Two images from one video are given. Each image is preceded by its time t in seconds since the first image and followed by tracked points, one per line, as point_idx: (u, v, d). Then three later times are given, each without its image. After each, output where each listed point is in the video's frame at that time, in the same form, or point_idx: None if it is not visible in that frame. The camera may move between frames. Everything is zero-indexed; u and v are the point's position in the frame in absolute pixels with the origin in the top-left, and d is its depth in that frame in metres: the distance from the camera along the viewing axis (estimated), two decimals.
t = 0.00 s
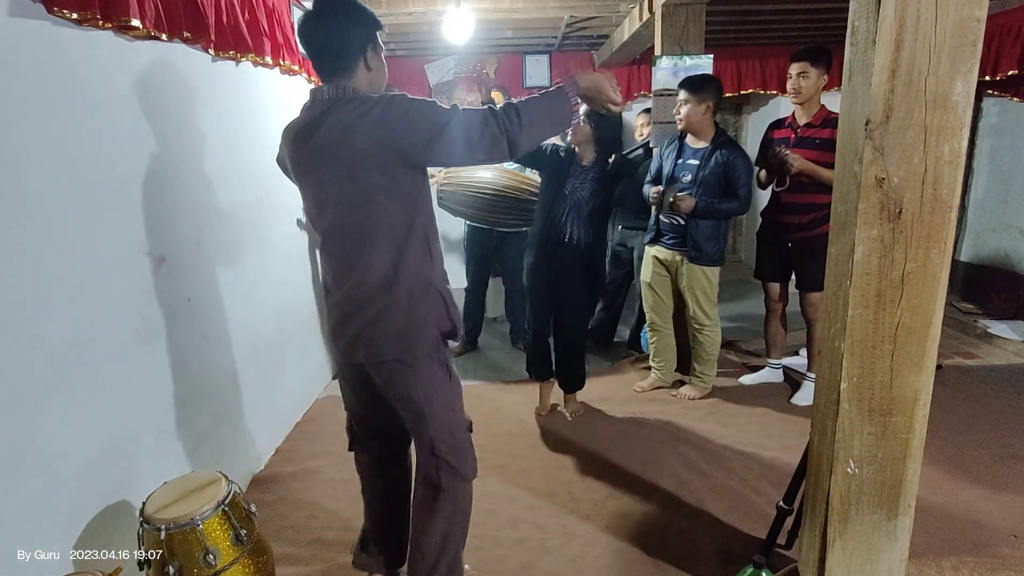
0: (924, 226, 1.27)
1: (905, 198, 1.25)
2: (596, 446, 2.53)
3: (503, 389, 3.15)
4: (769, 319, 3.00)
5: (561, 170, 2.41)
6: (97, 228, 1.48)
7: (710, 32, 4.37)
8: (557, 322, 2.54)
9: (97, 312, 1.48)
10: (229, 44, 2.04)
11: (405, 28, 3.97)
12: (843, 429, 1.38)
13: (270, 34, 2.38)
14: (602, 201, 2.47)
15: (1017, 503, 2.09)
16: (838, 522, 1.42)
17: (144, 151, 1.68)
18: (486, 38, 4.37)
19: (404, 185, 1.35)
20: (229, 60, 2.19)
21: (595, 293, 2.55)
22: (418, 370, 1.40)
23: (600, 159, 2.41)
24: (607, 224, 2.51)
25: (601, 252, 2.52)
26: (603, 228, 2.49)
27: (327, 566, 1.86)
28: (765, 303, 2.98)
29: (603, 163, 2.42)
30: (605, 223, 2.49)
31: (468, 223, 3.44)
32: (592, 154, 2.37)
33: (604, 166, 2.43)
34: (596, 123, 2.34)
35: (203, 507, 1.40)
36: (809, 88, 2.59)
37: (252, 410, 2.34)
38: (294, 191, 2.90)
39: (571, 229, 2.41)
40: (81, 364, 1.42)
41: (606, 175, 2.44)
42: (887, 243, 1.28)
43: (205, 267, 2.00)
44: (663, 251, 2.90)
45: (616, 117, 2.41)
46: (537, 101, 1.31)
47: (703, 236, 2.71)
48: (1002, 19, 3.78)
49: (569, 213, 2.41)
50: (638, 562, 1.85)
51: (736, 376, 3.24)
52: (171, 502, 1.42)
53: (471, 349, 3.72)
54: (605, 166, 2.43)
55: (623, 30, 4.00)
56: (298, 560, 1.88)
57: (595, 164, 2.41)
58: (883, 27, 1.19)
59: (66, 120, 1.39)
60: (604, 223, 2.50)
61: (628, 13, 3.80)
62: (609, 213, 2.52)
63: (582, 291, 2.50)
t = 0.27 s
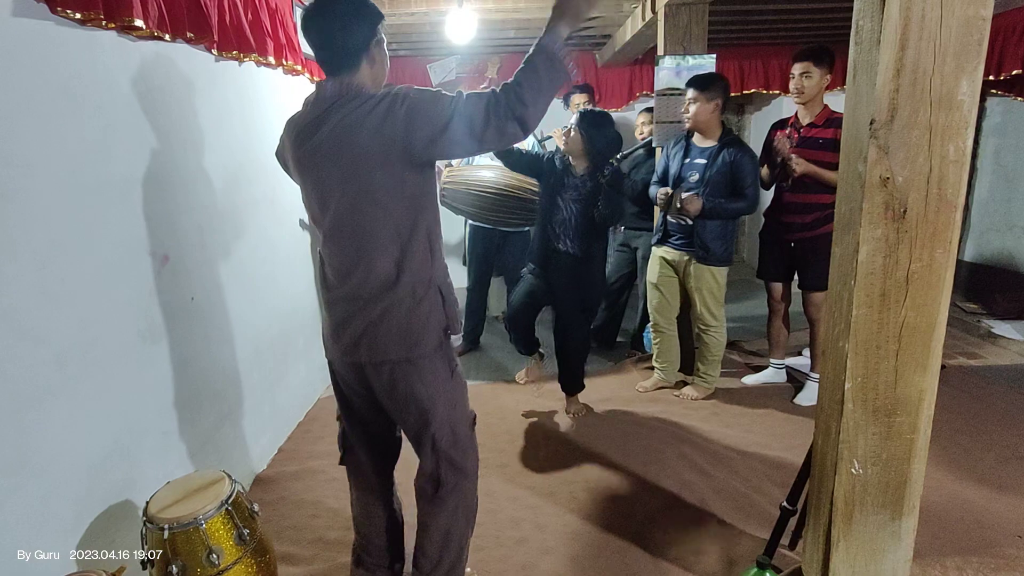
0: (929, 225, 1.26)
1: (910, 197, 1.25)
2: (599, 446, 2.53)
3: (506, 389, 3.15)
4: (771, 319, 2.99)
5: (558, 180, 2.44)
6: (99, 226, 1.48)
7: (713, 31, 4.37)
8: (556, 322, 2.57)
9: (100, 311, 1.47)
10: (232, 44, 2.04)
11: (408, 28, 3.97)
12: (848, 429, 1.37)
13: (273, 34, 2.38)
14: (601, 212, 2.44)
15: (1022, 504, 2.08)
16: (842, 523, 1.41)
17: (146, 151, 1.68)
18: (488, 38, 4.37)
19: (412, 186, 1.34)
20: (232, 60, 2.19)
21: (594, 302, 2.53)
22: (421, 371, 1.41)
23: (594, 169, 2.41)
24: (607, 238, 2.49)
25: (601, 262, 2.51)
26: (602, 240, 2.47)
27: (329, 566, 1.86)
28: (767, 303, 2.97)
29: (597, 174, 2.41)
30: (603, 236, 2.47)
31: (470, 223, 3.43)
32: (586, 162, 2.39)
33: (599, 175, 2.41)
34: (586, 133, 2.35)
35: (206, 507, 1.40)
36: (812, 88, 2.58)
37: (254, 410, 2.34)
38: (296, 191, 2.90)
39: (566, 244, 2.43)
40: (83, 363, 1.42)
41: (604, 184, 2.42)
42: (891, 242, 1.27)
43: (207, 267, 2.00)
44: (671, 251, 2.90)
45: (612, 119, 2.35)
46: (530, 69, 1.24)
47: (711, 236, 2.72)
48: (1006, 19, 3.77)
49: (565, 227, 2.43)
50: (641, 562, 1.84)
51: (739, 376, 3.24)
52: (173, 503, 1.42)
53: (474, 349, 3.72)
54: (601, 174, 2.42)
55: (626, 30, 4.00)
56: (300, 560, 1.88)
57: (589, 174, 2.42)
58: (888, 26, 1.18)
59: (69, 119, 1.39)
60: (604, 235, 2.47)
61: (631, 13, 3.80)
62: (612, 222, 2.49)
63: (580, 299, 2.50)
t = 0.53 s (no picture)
0: (932, 224, 1.26)
1: (913, 196, 1.24)
2: (601, 446, 2.53)
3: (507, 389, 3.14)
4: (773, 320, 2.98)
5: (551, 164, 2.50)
6: (100, 226, 1.48)
7: (715, 30, 4.36)
8: (550, 315, 2.60)
9: (101, 311, 1.47)
10: (232, 44, 2.03)
11: (408, 27, 3.97)
12: (850, 430, 1.37)
13: (274, 34, 2.37)
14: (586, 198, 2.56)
15: None
16: (845, 523, 1.41)
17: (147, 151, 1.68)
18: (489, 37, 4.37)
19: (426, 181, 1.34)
20: (233, 60, 2.19)
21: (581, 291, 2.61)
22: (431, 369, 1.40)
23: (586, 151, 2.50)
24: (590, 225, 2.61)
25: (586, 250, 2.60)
26: (586, 228, 2.59)
27: (329, 566, 1.86)
28: (769, 303, 2.97)
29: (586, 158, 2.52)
30: (587, 221, 2.59)
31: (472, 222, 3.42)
32: (580, 138, 2.46)
33: (588, 159, 2.52)
34: (580, 117, 2.43)
35: (207, 506, 1.40)
36: (816, 86, 2.58)
37: (255, 410, 2.33)
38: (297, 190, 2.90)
39: (559, 229, 2.48)
40: (84, 363, 1.42)
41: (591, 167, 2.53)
42: (894, 242, 1.27)
43: (207, 266, 1.99)
44: (676, 251, 2.89)
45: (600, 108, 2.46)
46: (541, 57, 1.25)
47: (717, 236, 2.69)
48: (1009, 17, 3.76)
49: (558, 211, 2.49)
50: (642, 562, 1.84)
51: (740, 375, 3.23)
52: (173, 502, 1.42)
53: (475, 348, 3.72)
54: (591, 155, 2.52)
55: (627, 29, 3.99)
56: (301, 561, 1.88)
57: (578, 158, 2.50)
58: (891, 24, 1.18)
59: (69, 119, 1.39)
60: (587, 221, 2.59)
61: (633, 12, 3.79)
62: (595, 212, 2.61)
63: (571, 289, 2.55)
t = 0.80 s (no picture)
0: (933, 224, 1.26)
1: (913, 196, 1.24)
2: (601, 445, 2.53)
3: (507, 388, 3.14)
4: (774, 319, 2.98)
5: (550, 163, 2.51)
6: (101, 226, 1.48)
7: (716, 30, 4.36)
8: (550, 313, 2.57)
9: (101, 311, 1.48)
10: (232, 43, 2.03)
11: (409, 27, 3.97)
12: (850, 429, 1.37)
13: (274, 33, 2.37)
14: (588, 195, 2.52)
15: None
16: (845, 523, 1.41)
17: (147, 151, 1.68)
18: (490, 36, 4.36)
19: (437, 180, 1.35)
20: (233, 59, 2.19)
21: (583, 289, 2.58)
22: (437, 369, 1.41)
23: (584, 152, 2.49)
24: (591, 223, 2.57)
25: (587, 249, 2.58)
26: (588, 225, 2.56)
27: (330, 565, 1.86)
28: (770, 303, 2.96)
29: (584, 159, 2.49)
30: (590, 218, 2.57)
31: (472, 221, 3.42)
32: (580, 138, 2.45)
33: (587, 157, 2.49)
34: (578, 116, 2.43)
35: (207, 505, 1.40)
36: (818, 86, 2.58)
37: (255, 410, 2.33)
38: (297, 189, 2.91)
39: (557, 228, 2.48)
40: (84, 362, 1.42)
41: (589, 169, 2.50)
42: (895, 241, 1.27)
43: (207, 266, 1.99)
44: (677, 251, 2.88)
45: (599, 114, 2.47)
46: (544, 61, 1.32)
47: (719, 235, 2.70)
48: (1010, 17, 3.76)
49: (558, 209, 2.49)
50: (642, 561, 1.84)
51: (741, 375, 3.23)
52: (173, 502, 1.42)
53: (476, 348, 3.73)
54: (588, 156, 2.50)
55: (628, 28, 3.99)
56: (301, 560, 1.88)
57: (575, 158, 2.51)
58: (891, 23, 1.17)
59: (70, 118, 1.39)
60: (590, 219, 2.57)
61: (633, 11, 3.79)
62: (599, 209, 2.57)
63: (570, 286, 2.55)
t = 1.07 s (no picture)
0: (932, 223, 1.25)
1: (912, 194, 1.24)
2: (601, 444, 2.53)
3: (507, 387, 3.14)
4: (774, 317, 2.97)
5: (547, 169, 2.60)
6: (101, 226, 1.48)
7: (716, 28, 4.35)
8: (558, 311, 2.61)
9: (100, 311, 1.47)
10: (231, 41, 2.03)
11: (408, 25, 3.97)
12: (850, 428, 1.37)
13: (273, 31, 2.37)
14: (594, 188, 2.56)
15: None
16: (844, 521, 1.41)
17: (146, 151, 1.68)
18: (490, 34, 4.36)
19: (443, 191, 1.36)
20: (232, 58, 2.18)
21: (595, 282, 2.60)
22: (443, 379, 1.40)
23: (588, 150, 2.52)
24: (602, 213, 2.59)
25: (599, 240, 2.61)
26: (598, 217, 2.59)
27: (329, 564, 1.86)
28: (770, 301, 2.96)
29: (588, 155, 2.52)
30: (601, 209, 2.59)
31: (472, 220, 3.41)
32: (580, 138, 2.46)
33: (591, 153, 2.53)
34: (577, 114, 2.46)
35: (206, 504, 1.40)
36: (818, 84, 2.57)
37: (255, 409, 2.33)
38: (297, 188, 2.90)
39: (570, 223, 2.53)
40: (84, 363, 1.42)
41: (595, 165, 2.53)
42: (894, 240, 1.26)
43: (206, 265, 1.99)
44: (677, 250, 2.87)
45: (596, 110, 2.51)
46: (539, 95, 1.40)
47: (718, 232, 2.70)
48: (1010, 15, 3.75)
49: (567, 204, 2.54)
50: (642, 559, 1.84)
51: (741, 373, 3.23)
52: (173, 500, 1.42)
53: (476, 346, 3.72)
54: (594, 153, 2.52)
55: (627, 26, 3.98)
56: (300, 559, 1.88)
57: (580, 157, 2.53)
58: (891, 21, 1.17)
59: (69, 118, 1.39)
60: (600, 212, 2.60)
61: (633, 9, 3.78)
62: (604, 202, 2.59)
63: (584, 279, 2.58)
